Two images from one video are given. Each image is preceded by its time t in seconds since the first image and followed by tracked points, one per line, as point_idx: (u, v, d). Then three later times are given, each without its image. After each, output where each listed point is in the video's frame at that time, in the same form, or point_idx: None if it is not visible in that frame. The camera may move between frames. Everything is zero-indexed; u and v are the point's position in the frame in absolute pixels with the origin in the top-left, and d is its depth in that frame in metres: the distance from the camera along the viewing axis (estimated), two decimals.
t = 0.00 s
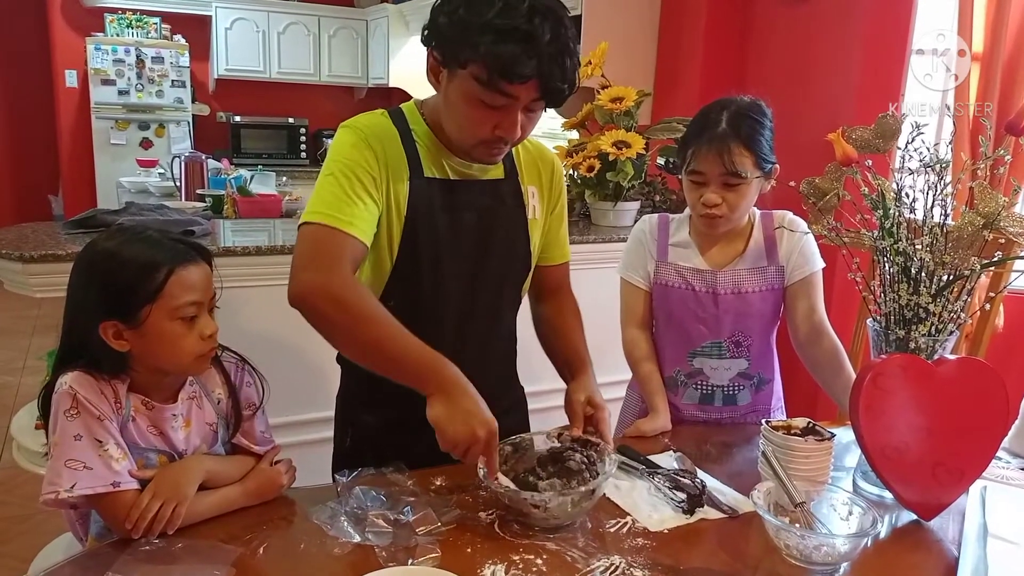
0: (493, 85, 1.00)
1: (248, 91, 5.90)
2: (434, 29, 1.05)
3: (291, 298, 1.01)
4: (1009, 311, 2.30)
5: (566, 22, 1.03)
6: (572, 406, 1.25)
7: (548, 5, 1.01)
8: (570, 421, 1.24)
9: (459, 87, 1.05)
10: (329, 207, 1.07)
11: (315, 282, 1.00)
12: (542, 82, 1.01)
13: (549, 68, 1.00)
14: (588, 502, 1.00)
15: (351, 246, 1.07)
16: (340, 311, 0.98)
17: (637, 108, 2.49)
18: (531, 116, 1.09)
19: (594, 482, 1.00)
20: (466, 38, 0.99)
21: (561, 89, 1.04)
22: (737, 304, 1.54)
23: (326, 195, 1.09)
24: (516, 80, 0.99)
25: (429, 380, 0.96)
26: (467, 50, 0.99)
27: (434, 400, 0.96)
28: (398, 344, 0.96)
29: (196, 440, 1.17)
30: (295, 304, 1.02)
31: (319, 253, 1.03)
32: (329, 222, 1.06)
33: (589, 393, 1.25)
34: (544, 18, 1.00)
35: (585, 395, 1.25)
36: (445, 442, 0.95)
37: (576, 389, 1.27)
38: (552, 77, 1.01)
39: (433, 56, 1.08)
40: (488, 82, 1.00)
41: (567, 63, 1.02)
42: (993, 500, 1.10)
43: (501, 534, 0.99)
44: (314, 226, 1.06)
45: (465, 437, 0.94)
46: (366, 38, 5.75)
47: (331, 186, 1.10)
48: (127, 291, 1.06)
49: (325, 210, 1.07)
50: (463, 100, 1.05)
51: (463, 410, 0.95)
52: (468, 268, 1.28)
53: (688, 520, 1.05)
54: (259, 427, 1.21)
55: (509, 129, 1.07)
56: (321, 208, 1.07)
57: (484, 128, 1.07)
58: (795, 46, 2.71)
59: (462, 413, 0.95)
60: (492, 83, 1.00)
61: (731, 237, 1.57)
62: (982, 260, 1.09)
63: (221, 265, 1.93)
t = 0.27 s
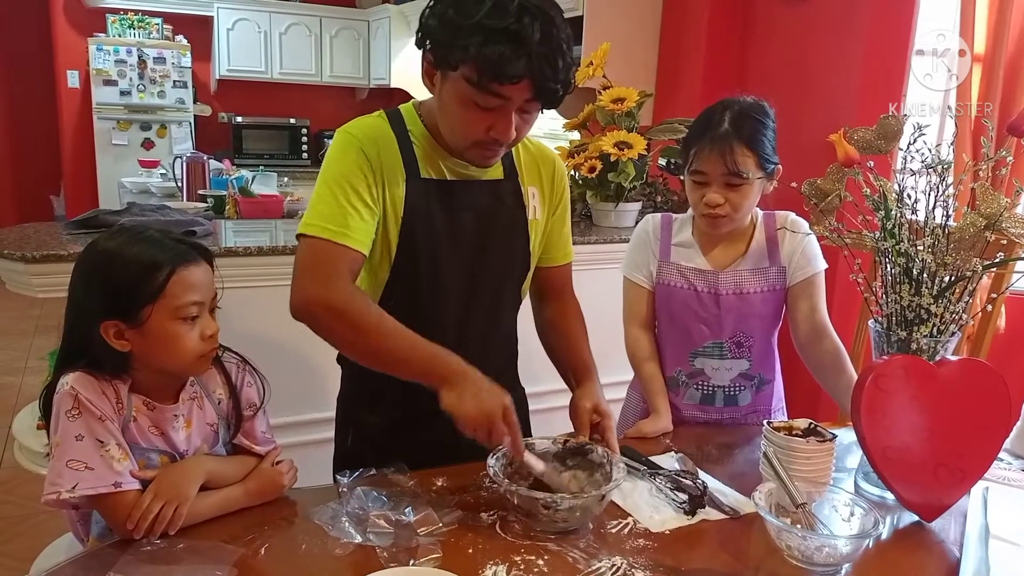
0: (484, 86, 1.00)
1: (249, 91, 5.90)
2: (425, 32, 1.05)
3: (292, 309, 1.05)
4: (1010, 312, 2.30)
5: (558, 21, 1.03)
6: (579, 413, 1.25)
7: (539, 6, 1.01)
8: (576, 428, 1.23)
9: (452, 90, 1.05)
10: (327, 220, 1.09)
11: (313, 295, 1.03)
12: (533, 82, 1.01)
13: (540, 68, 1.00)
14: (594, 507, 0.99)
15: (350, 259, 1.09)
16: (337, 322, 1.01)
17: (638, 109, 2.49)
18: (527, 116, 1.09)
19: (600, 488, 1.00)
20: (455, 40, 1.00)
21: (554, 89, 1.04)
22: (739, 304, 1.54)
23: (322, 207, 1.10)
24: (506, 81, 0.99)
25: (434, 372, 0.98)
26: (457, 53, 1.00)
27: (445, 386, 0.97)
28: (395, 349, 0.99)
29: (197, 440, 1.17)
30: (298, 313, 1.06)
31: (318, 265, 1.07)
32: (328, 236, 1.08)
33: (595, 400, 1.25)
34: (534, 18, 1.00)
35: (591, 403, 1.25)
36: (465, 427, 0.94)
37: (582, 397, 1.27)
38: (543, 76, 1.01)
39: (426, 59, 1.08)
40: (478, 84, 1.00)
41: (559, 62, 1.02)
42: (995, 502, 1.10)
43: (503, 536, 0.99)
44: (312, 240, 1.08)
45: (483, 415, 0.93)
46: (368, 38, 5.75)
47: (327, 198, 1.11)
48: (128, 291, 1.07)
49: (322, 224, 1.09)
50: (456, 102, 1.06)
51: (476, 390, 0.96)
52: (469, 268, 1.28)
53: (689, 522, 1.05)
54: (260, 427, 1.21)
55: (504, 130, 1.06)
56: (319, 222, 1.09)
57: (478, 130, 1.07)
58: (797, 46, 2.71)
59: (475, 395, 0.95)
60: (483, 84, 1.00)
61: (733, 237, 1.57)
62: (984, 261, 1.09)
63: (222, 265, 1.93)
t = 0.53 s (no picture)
0: (488, 86, 1.00)
1: (249, 89, 5.90)
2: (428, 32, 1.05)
3: (269, 290, 1.04)
4: (1011, 310, 2.30)
5: (561, 21, 1.02)
6: (580, 410, 1.25)
7: (543, 6, 1.00)
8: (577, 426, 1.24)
9: (456, 90, 1.05)
10: (316, 202, 1.08)
11: (293, 273, 1.03)
12: (538, 83, 1.01)
13: (543, 69, 1.00)
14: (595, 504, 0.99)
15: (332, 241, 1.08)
16: (319, 298, 1.01)
17: (639, 107, 2.49)
18: (529, 117, 1.09)
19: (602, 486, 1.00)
20: (459, 41, 1.00)
21: (558, 90, 1.03)
22: (739, 302, 1.54)
23: (316, 192, 1.09)
24: (510, 82, 0.99)
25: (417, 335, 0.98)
26: (461, 53, 1.00)
27: (432, 341, 0.97)
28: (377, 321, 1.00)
29: (197, 438, 1.17)
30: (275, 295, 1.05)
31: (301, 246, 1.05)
32: (316, 218, 1.07)
33: (595, 398, 1.25)
34: (537, 20, 0.99)
35: (592, 401, 1.25)
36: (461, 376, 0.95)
37: (582, 395, 1.27)
38: (548, 77, 1.01)
39: (430, 60, 1.08)
40: (483, 84, 1.00)
41: (563, 63, 1.02)
42: (995, 500, 1.10)
43: (503, 533, 0.99)
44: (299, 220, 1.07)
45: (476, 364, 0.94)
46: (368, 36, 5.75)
47: (321, 183, 1.10)
48: (127, 288, 1.06)
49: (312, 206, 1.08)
50: (460, 102, 1.05)
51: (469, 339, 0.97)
52: (469, 265, 1.28)
53: (689, 519, 1.05)
54: (260, 425, 1.21)
55: (507, 130, 1.07)
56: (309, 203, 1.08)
57: (481, 129, 1.07)
58: (797, 44, 2.70)
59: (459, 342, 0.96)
60: (487, 85, 1.00)
61: (736, 235, 1.57)
62: (985, 258, 1.09)
63: (222, 263, 1.93)
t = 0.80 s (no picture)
0: (494, 82, 1.00)
1: (251, 85, 5.90)
2: (436, 26, 1.05)
3: (281, 292, 1.03)
4: (1013, 309, 2.30)
5: (568, 18, 1.02)
6: (583, 407, 1.24)
7: (549, 2, 1.00)
8: (580, 423, 1.23)
9: (461, 85, 1.05)
10: (321, 203, 1.08)
11: (304, 274, 1.02)
12: (544, 79, 1.01)
13: (550, 64, 0.99)
14: (596, 502, 0.99)
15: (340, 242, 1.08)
16: (333, 299, 1.00)
17: (641, 104, 2.48)
18: (534, 111, 1.09)
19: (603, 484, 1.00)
20: (467, 36, 0.99)
21: (563, 85, 1.03)
22: (742, 300, 1.53)
23: (321, 191, 1.09)
24: (516, 77, 0.99)
25: (428, 339, 0.97)
26: (468, 47, 1.00)
27: (441, 353, 0.96)
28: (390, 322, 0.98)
29: (198, 434, 1.17)
30: (286, 297, 1.04)
31: (310, 247, 1.05)
32: (323, 219, 1.07)
33: (599, 396, 1.25)
34: (544, 15, 0.99)
35: (596, 398, 1.24)
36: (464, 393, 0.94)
37: (586, 392, 1.26)
38: (554, 73, 1.01)
39: (435, 54, 1.08)
40: (489, 79, 1.00)
41: (568, 59, 1.02)
42: (996, 498, 1.10)
43: (504, 530, 0.99)
44: (305, 222, 1.07)
45: (481, 379, 0.93)
46: (370, 32, 5.74)
47: (325, 183, 1.10)
48: (129, 284, 1.06)
49: (318, 207, 1.08)
50: (465, 97, 1.05)
51: (474, 353, 0.95)
52: (471, 263, 1.28)
53: (691, 517, 1.05)
54: (261, 421, 1.21)
55: (512, 125, 1.06)
56: (314, 204, 1.08)
57: (487, 125, 1.06)
58: (800, 41, 2.70)
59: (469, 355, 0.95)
60: (494, 80, 1.00)
61: (739, 232, 1.57)
62: (987, 257, 1.09)
63: (224, 259, 1.93)
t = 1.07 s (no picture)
0: (496, 78, 1.00)
1: (250, 85, 5.89)
2: (437, 22, 1.04)
3: (304, 292, 1.01)
4: (1013, 307, 2.30)
5: (568, 13, 1.02)
6: (578, 403, 1.24)
7: None
8: (575, 420, 1.23)
9: (462, 82, 1.05)
10: (331, 199, 1.08)
11: (323, 271, 1.00)
12: (545, 73, 1.01)
13: (553, 59, 1.00)
14: (598, 501, 0.99)
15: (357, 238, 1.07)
16: (350, 304, 0.96)
17: (641, 102, 2.48)
18: (534, 107, 1.09)
19: (605, 483, 1.00)
20: (469, 32, 0.99)
21: (565, 79, 1.04)
22: (741, 298, 1.53)
23: (332, 186, 1.09)
24: (519, 72, 0.99)
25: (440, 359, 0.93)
26: (470, 43, 0.99)
27: (453, 373, 0.92)
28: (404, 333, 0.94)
29: (198, 434, 1.17)
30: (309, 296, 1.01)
31: (327, 245, 1.04)
32: (336, 215, 1.06)
33: (596, 391, 1.24)
34: (546, 9, 0.99)
35: (592, 393, 1.24)
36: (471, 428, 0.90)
37: (581, 388, 1.26)
38: (555, 67, 1.01)
39: (435, 51, 1.08)
40: (490, 75, 1.00)
41: (570, 53, 1.02)
42: (996, 497, 1.10)
43: (504, 529, 0.99)
44: (321, 219, 1.06)
45: (492, 415, 0.88)
46: (369, 31, 5.74)
47: (333, 180, 1.10)
48: (128, 285, 1.06)
49: (329, 204, 1.07)
50: (466, 94, 1.05)
51: (486, 382, 0.90)
52: (471, 262, 1.28)
53: (690, 515, 1.05)
54: (260, 420, 1.21)
55: (513, 121, 1.06)
56: (325, 202, 1.07)
57: (489, 122, 1.06)
58: (800, 39, 2.70)
59: (483, 388, 0.90)
60: (496, 76, 1.00)
61: (739, 230, 1.57)
62: (987, 255, 1.09)
63: (223, 259, 1.93)
